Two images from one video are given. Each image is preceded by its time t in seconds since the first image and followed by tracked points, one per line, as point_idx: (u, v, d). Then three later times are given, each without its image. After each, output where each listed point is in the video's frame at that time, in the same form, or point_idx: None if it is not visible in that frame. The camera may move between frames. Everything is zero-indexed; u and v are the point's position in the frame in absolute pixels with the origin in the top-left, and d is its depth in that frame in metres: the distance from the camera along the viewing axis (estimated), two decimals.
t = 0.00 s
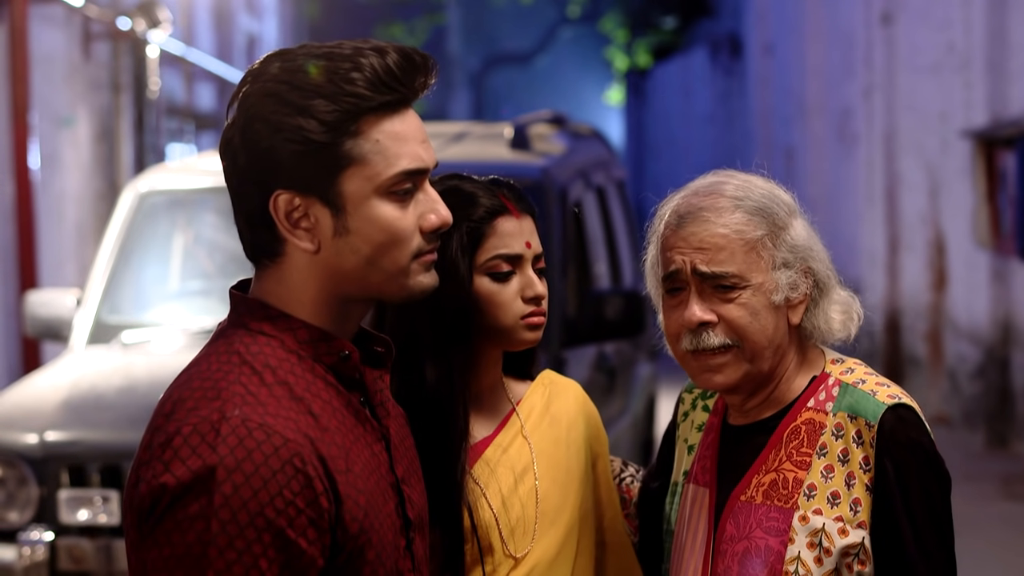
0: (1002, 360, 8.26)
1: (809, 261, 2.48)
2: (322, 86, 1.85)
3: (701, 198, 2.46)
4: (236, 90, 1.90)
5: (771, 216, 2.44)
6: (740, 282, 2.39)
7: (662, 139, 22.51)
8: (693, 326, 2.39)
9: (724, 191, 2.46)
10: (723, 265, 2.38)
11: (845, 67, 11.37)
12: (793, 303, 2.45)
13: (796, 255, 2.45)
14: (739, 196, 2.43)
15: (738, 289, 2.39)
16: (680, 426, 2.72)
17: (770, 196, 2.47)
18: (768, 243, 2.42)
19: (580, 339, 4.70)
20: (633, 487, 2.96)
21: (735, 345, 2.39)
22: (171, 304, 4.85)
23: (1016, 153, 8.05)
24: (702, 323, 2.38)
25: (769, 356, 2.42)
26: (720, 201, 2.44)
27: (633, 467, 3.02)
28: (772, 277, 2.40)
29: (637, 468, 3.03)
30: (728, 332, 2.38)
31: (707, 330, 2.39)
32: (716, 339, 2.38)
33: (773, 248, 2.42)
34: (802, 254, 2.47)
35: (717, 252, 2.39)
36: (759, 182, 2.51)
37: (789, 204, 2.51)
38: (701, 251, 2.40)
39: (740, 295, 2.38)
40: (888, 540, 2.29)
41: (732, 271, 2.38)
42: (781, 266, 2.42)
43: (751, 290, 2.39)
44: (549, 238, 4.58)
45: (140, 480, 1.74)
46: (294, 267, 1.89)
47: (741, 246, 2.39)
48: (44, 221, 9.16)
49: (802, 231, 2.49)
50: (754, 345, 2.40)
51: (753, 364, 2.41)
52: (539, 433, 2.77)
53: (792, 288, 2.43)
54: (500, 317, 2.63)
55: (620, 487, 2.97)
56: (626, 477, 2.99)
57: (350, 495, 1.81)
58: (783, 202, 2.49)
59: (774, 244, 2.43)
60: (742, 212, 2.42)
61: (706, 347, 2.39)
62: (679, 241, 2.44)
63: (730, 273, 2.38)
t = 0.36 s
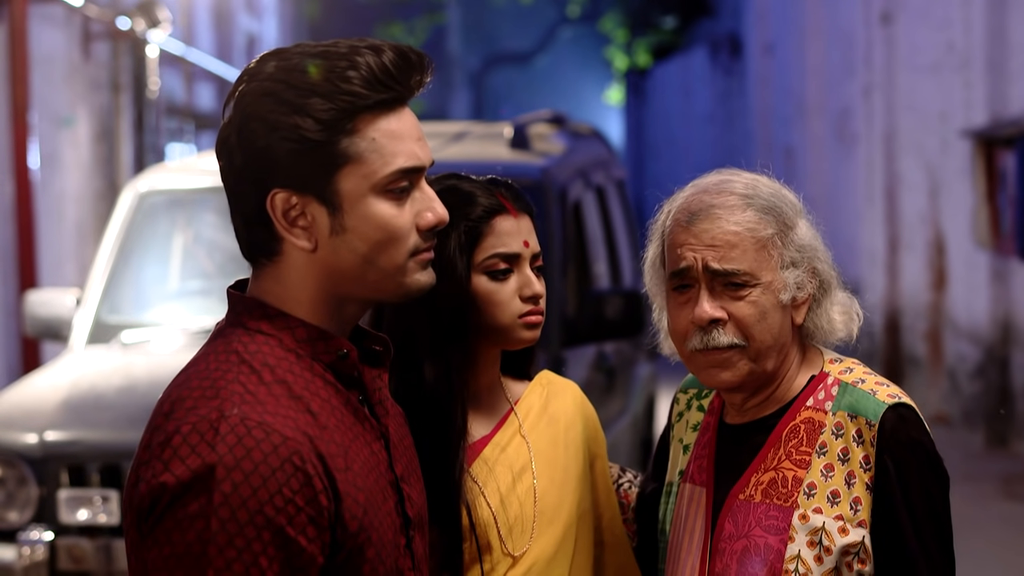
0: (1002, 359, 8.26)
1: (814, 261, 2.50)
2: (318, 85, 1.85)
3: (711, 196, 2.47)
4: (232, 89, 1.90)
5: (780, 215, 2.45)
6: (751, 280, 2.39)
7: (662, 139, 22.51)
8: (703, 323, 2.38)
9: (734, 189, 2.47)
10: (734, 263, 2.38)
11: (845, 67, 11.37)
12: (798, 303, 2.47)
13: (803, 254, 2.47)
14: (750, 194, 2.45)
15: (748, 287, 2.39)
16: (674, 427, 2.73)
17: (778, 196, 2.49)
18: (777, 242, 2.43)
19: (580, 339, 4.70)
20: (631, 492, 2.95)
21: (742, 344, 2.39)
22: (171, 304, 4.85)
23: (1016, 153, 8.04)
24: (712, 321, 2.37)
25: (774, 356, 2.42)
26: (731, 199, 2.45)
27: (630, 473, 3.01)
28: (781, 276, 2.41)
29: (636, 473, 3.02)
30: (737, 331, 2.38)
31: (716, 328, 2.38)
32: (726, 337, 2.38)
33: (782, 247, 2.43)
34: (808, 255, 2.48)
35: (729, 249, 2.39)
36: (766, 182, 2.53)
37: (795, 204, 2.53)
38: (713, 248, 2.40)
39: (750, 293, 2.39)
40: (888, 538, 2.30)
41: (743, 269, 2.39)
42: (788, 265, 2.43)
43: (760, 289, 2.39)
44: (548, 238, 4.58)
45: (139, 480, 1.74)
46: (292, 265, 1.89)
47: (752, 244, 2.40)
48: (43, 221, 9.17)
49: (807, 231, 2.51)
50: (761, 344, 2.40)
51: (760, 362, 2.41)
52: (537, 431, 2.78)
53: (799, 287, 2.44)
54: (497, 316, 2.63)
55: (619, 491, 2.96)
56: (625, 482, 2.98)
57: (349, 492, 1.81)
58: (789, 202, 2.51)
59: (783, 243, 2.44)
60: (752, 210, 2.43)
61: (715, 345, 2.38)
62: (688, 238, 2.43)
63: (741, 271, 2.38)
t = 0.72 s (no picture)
0: (1002, 360, 8.25)
1: (827, 263, 2.49)
2: (310, 83, 1.86)
3: (727, 194, 2.46)
4: (226, 87, 1.91)
5: (794, 216, 2.45)
6: (764, 279, 2.38)
7: (661, 139, 22.51)
8: (715, 322, 2.36)
9: (751, 188, 2.46)
10: (750, 261, 2.37)
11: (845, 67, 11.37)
12: (809, 305, 2.45)
13: (816, 256, 2.46)
14: (766, 193, 2.44)
15: (761, 287, 2.38)
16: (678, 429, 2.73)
17: (793, 197, 2.48)
18: (791, 242, 2.42)
19: (580, 339, 4.69)
20: (637, 501, 2.96)
21: (754, 345, 2.37)
22: (171, 304, 4.85)
23: (1016, 153, 8.04)
24: (725, 320, 2.36)
25: (785, 357, 2.41)
26: (746, 198, 2.44)
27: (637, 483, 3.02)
28: (794, 277, 2.41)
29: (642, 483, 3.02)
30: (750, 330, 2.37)
31: (729, 327, 2.36)
32: (738, 336, 2.36)
33: (796, 247, 2.43)
34: (821, 257, 2.48)
35: (745, 248, 2.38)
36: (781, 183, 2.52)
37: (809, 207, 2.52)
38: (729, 247, 2.38)
39: (764, 293, 2.38)
40: (895, 544, 2.28)
41: (758, 268, 2.37)
42: (802, 266, 2.43)
43: (773, 289, 2.38)
44: (548, 238, 4.58)
45: (139, 479, 1.74)
46: (288, 264, 1.90)
47: (767, 244, 2.39)
48: (43, 221, 9.16)
49: (820, 234, 2.50)
50: (773, 345, 2.38)
51: (771, 363, 2.40)
52: (535, 432, 2.78)
53: (812, 289, 2.43)
54: (491, 316, 2.63)
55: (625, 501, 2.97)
56: (631, 492, 2.98)
57: (349, 487, 1.81)
58: (804, 203, 2.50)
59: (797, 244, 2.43)
60: (768, 210, 2.42)
61: (727, 345, 2.37)
62: (704, 235, 2.42)
63: (756, 270, 2.37)
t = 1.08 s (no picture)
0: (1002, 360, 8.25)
1: (857, 266, 2.43)
2: (308, 81, 1.86)
3: (760, 191, 2.41)
4: (222, 86, 1.91)
5: (827, 216, 2.40)
6: (794, 279, 2.34)
7: (661, 139, 22.52)
8: (742, 321, 2.32)
9: (785, 186, 2.42)
10: (780, 260, 2.33)
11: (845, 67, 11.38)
12: (837, 308, 2.41)
13: (846, 258, 2.41)
14: (799, 192, 2.40)
15: (790, 287, 2.34)
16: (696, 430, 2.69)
17: (826, 197, 2.44)
18: (822, 243, 2.38)
19: (580, 339, 4.69)
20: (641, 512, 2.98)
21: (781, 346, 2.33)
22: (171, 304, 4.85)
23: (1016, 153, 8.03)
24: (752, 319, 2.32)
25: (810, 360, 2.37)
26: (778, 195, 2.40)
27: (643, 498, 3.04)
28: (823, 278, 2.36)
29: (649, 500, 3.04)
30: (776, 331, 2.33)
31: (756, 327, 2.32)
32: (765, 337, 2.32)
33: (827, 248, 2.38)
34: (852, 259, 2.43)
35: (776, 246, 2.34)
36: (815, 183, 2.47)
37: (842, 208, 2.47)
38: (760, 244, 2.34)
39: (793, 293, 2.34)
40: (919, 555, 2.23)
41: (788, 267, 2.33)
42: (832, 268, 2.38)
43: (802, 289, 2.34)
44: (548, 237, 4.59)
45: (140, 478, 1.76)
46: (285, 262, 1.90)
47: (797, 243, 2.35)
48: (43, 221, 9.15)
49: (852, 237, 2.45)
50: (800, 346, 2.35)
51: (796, 365, 2.35)
52: (537, 433, 2.79)
53: (840, 292, 2.38)
54: (491, 316, 2.66)
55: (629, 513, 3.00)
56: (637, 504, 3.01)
57: (352, 482, 1.82)
58: (838, 205, 2.46)
59: (828, 244, 2.39)
60: (801, 209, 2.38)
61: (753, 344, 2.32)
62: (735, 231, 2.38)
63: (786, 269, 2.33)
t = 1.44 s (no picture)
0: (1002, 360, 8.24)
1: (886, 273, 2.41)
2: (305, 80, 1.87)
3: (795, 193, 2.38)
4: (219, 86, 1.92)
5: (860, 220, 2.38)
6: (828, 283, 2.31)
7: (661, 139, 22.52)
8: (774, 325, 2.28)
9: (819, 190, 2.39)
10: (814, 263, 2.30)
11: (845, 67, 11.38)
12: (866, 315, 2.38)
13: (878, 264, 2.38)
14: (833, 196, 2.37)
15: (823, 291, 2.30)
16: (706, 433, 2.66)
17: (859, 201, 2.42)
18: (855, 247, 2.35)
19: (581, 340, 4.69)
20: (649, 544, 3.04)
21: (810, 352, 2.29)
22: (171, 304, 4.85)
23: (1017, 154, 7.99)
24: (785, 323, 2.28)
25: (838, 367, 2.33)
26: (813, 197, 2.37)
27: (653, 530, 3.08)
28: (856, 283, 2.33)
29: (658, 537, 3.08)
30: (808, 336, 2.29)
31: (788, 331, 2.28)
32: (797, 342, 2.28)
33: (860, 252, 2.35)
34: (881, 266, 2.40)
35: (811, 248, 2.31)
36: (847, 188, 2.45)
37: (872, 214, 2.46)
38: (796, 247, 2.31)
39: (826, 298, 2.30)
40: (951, 565, 2.21)
41: (822, 271, 2.30)
42: (864, 273, 2.35)
43: (835, 294, 2.31)
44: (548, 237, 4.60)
45: (139, 478, 1.76)
46: (282, 262, 1.90)
47: (831, 247, 2.33)
48: (42, 220, 9.15)
49: (882, 244, 2.43)
50: (829, 353, 2.30)
51: (826, 371, 2.31)
52: (543, 432, 2.80)
53: (871, 298, 2.36)
54: (493, 316, 2.68)
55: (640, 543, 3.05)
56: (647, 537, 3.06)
57: (352, 479, 1.82)
58: (870, 211, 2.44)
59: (861, 249, 2.36)
60: (836, 212, 2.35)
61: (783, 349, 2.28)
62: (768, 232, 2.34)
63: (821, 273, 2.30)
